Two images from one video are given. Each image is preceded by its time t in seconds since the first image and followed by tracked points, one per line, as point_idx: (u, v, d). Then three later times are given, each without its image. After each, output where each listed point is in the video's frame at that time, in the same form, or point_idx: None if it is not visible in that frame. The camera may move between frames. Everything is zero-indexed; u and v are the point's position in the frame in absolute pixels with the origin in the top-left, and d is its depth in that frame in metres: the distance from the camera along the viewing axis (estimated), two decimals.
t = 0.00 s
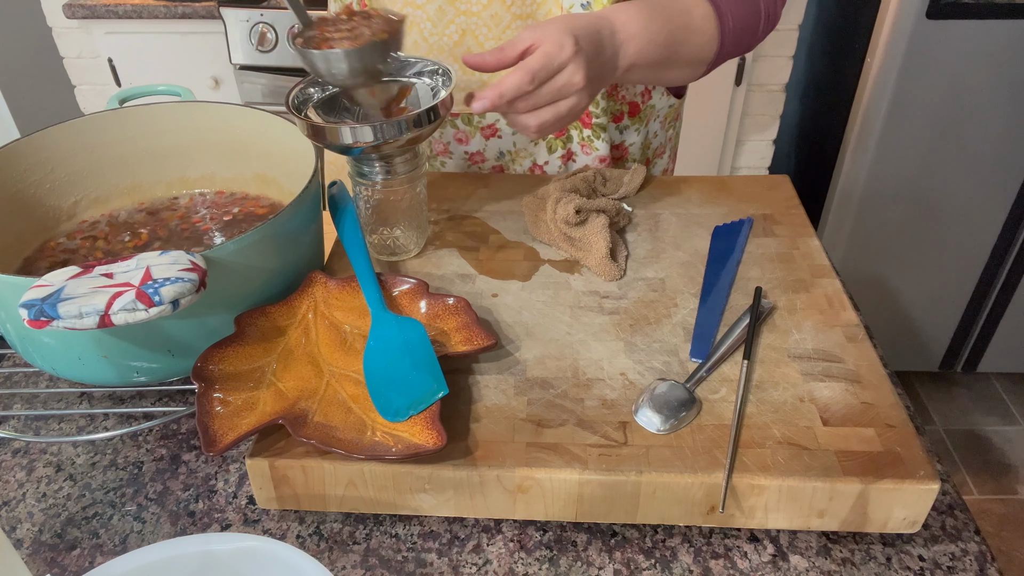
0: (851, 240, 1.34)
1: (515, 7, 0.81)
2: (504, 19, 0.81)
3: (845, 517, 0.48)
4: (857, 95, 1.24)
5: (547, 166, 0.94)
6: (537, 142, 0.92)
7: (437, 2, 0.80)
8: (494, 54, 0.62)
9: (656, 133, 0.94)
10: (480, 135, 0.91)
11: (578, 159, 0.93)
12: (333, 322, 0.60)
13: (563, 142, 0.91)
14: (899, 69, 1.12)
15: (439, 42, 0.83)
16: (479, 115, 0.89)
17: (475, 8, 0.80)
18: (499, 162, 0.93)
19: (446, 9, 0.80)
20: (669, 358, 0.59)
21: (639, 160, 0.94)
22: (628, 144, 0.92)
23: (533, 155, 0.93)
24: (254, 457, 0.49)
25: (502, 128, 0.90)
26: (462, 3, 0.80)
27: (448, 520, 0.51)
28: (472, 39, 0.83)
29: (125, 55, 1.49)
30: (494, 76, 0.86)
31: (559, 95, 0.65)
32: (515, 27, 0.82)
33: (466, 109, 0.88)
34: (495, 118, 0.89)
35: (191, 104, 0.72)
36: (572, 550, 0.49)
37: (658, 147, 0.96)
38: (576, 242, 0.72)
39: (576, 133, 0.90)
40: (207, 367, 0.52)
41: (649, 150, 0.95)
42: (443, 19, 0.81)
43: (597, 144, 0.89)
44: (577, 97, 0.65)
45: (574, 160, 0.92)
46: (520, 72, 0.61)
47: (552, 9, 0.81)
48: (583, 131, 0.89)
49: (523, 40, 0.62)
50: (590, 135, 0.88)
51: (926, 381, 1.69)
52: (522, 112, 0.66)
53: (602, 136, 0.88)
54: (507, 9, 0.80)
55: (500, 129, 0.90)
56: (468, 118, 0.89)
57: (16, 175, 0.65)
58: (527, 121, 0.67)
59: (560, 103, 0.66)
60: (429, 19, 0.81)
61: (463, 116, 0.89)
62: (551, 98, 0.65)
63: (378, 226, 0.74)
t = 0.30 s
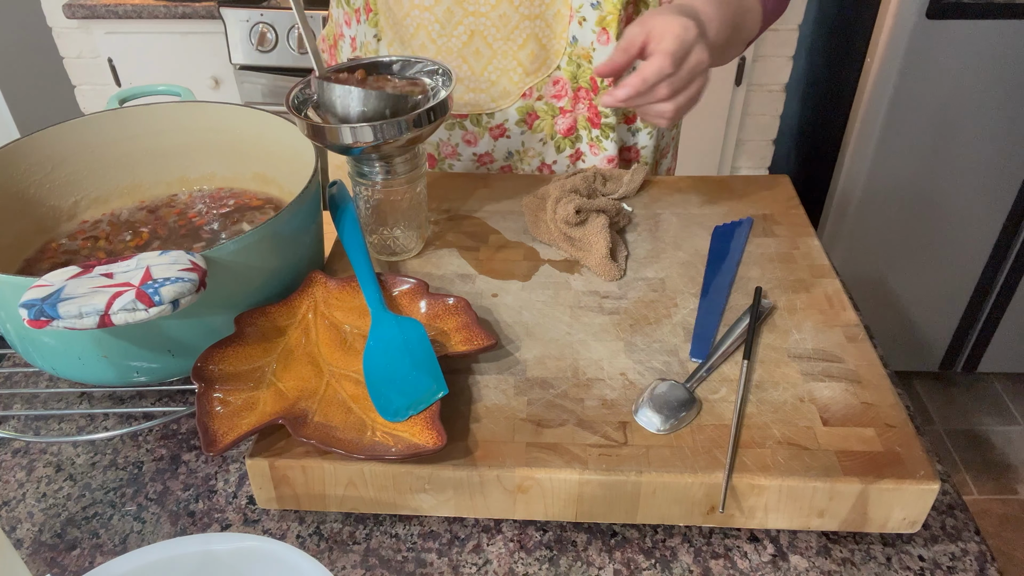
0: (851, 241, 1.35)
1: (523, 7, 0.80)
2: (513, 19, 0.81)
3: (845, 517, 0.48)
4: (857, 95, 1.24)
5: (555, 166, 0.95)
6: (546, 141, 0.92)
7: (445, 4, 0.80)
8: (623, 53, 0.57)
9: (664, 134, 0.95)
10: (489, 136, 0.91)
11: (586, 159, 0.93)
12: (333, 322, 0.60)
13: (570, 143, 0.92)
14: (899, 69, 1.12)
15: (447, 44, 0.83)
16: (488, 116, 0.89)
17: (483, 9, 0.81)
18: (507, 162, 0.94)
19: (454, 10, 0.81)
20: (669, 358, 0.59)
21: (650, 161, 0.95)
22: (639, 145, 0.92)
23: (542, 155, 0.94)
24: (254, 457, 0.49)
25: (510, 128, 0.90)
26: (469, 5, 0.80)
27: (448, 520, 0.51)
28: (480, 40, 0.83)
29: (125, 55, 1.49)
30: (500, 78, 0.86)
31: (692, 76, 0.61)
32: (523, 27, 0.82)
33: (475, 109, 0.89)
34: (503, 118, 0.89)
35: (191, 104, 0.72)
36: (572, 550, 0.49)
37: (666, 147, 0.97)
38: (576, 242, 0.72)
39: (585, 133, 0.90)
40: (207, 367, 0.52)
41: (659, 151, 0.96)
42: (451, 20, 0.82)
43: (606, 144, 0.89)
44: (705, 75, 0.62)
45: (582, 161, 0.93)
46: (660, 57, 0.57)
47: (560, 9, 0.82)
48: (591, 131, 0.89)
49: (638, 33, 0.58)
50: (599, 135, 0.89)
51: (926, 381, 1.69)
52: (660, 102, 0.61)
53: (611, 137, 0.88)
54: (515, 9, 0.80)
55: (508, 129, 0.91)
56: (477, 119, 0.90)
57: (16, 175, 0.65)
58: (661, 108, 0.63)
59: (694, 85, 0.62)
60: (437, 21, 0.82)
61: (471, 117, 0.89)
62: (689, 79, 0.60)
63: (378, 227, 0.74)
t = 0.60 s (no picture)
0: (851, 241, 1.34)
1: (529, 7, 0.80)
2: (518, 19, 0.81)
3: (845, 517, 0.48)
4: (857, 96, 1.24)
5: (563, 165, 0.94)
6: (553, 141, 0.92)
7: (451, 5, 0.81)
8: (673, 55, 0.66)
9: (676, 133, 0.96)
10: (496, 137, 0.91)
11: (594, 157, 0.93)
12: (333, 322, 0.60)
13: (578, 142, 0.92)
14: (899, 69, 1.12)
15: (452, 45, 0.83)
16: (495, 116, 0.89)
17: (488, 9, 0.81)
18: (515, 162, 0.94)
19: (459, 11, 0.81)
20: (669, 358, 0.59)
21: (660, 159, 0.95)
22: (650, 142, 0.93)
23: (550, 154, 0.93)
24: (254, 457, 0.49)
25: (517, 128, 0.90)
26: (474, 5, 0.80)
27: (448, 520, 0.51)
28: (486, 41, 0.83)
29: (126, 55, 1.49)
30: (507, 79, 0.86)
31: (739, 73, 0.66)
32: (529, 27, 0.82)
33: (482, 110, 0.88)
34: (510, 118, 0.89)
35: (190, 104, 0.72)
36: (572, 549, 0.49)
37: (679, 145, 0.98)
38: (577, 242, 0.72)
39: (594, 131, 0.90)
40: (206, 367, 0.52)
41: (670, 147, 0.97)
42: (457, 21, 0.82)
43: (614, 142, 0.90)
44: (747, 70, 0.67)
45: (591, 159, 0.93)
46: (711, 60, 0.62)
47: (566, 9, 0.82)
48: (599, 129, 0.90)
49: (684, 34, 0.66)
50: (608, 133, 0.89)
51: (926, 381, 1.69)
52: (713, 99, 0.66)
53: (619, 135, 0.89)
54: (520, 9, 0.80)
55: (515, 129, 0.91)
56: (484, 119, 0.90)
57: (16, 176, 0.65)
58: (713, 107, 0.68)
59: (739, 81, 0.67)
60: (442, 23, 0.82)
61: (477, 118, 0.89)
62: (738, 76, 0.66)
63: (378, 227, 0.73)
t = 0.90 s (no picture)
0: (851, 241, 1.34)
1: None
2: (518, 10, 0.81)
3: (845, 517, 0.48)
4: (857, 96, 1.24)
5: (566, 159, 0.95)
6: (555, 135, 0.93)
7: None
8: (653, 67, 0.65)
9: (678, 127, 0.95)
10: (498, 131, 0.92)
11: (596, 150, 0.93)
12: (333, 321, 0.60)
13: (579, 134, 0.92)
14: (899, 69, 1.12)
15: (453, 38, 0.84)
16: (496, 111, 0.90)
17: (488, 1, 0.81)
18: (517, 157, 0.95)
19: (459, 4, 0.81)
20: (669, 358, 0.59)
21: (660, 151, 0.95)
22: (649, 135, 0.93)
23: (552, 148, 0.94)
24: (254, 457, 0.49)
25: (519, 122, 0.91)
26: None
27: (449, 520, 0.51)
28: (486, 34, 0.83)
29: (126, 56, 1.49)
30: (507, 72, 0.86)
31: (717, 85, 0.67)
32: (529, 18, 0.82)
33: (482, 105, 0.89)
34: (511, 112, 0.90)
35: (190, 104, 0.72)
36: (572, 549, 0.49)
37: (680, 141, 0.97)
38: (577, 242, 0.72)
39: (595, 124, 0.90)
40: (206, 367, 0.52)
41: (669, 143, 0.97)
42: (457, 14, 0.82)
43: (616, 134, 0.89)
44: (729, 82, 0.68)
45: (593, 152, 0.93)
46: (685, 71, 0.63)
47: None
48: (601, 121, 0.89)
49: (665, 45, 0.66)
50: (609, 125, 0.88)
51: (926, 381, 1.69)
52: (691, 111, 0.67)
53: (621, 126, 0.88)
54: None
55: (517, 124, 0.91)
56: (485, 115, 0.91)
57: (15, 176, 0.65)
58: (692, 118, 0.69)
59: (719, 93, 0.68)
60: (442, 16, 0.82)
61: (479, 114, 0.90)
62: (716, 88, 0.67)
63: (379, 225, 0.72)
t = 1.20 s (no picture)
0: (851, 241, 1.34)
1: None
2: None
3: (845, 517, 0.48)
4: (857, 95, 1.23)
5: (575, 153, 0.95)
6: (565, 127, 0.93)
7: None
8: (624, 66, 0.67)
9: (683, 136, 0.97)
10: (507, 122, 0.92)
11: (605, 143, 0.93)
12: (333, 322, 0.60)
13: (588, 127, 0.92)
14: (899, 69, 1.12)
15: (465, 23, 0.84)
16: (506, 100, 0.90)
17: None
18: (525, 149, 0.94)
19: None
20: (669, 358, 0.59)
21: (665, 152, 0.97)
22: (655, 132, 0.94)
23: (561, 142, 0.94)
24: (254, 457, 0.49)
25: (529, 112, 0.91)
26: None
27: (449, 520, 0.51)
28: (499, 19, 0.83)
29: (126, 56, 1.49)
30: (519, 60, 0.86)
31: (687, 83, 0.67)
32: (543, 5, 0.82)
33: (493, 93, 0.89)
34: (521, 101, 0.90)
35: (189, 104, 0.72)
36: (572, 549, 0.49)
37: (685, 147, 0.99)
38: (577, 242, 0.72)
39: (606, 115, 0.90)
40: (206, 367, 0.52)
41: (674, 147, 0.98)
42: None
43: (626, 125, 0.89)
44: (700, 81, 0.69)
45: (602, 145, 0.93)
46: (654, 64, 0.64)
47: None
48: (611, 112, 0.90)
49: (637, 46, 0.67)
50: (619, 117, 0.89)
51: (926, 381, 1.69)
52: (659, 107, 0.67)
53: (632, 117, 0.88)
54: None
55: (527, 114, 0.91)
56: (495, 104, 0.91)
57: (15, 176, 0.65)
58: (660, 116, 0.68)
59: (689, 91, 0.68)
60: None
61: (488, 102, 0.90)
62: (684, 87, 0.67)
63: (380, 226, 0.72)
